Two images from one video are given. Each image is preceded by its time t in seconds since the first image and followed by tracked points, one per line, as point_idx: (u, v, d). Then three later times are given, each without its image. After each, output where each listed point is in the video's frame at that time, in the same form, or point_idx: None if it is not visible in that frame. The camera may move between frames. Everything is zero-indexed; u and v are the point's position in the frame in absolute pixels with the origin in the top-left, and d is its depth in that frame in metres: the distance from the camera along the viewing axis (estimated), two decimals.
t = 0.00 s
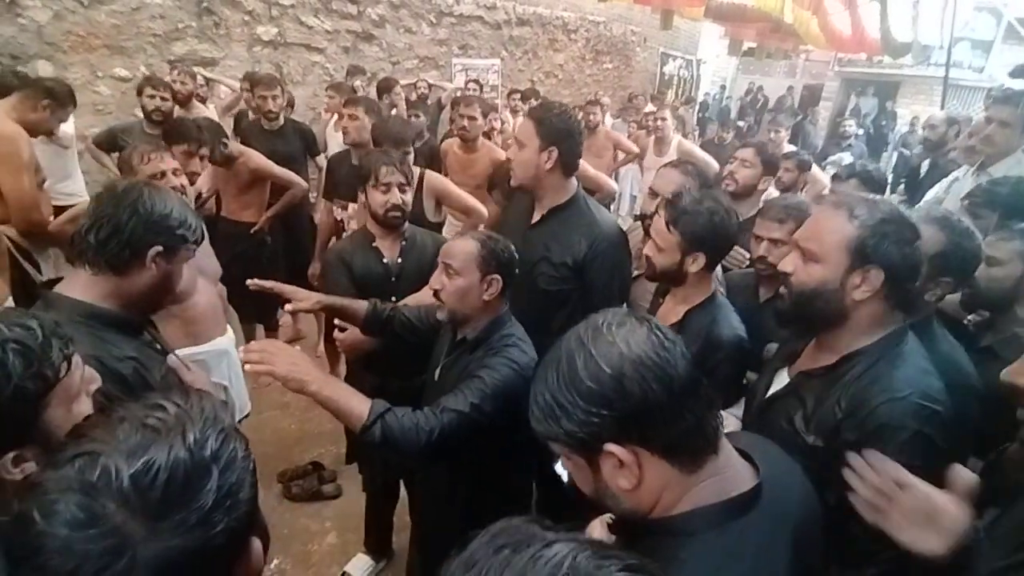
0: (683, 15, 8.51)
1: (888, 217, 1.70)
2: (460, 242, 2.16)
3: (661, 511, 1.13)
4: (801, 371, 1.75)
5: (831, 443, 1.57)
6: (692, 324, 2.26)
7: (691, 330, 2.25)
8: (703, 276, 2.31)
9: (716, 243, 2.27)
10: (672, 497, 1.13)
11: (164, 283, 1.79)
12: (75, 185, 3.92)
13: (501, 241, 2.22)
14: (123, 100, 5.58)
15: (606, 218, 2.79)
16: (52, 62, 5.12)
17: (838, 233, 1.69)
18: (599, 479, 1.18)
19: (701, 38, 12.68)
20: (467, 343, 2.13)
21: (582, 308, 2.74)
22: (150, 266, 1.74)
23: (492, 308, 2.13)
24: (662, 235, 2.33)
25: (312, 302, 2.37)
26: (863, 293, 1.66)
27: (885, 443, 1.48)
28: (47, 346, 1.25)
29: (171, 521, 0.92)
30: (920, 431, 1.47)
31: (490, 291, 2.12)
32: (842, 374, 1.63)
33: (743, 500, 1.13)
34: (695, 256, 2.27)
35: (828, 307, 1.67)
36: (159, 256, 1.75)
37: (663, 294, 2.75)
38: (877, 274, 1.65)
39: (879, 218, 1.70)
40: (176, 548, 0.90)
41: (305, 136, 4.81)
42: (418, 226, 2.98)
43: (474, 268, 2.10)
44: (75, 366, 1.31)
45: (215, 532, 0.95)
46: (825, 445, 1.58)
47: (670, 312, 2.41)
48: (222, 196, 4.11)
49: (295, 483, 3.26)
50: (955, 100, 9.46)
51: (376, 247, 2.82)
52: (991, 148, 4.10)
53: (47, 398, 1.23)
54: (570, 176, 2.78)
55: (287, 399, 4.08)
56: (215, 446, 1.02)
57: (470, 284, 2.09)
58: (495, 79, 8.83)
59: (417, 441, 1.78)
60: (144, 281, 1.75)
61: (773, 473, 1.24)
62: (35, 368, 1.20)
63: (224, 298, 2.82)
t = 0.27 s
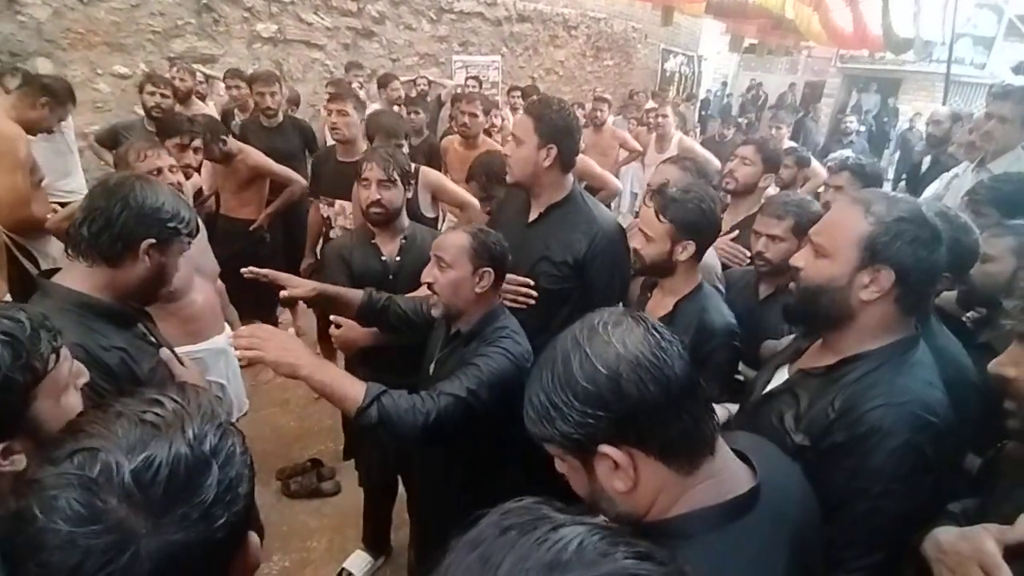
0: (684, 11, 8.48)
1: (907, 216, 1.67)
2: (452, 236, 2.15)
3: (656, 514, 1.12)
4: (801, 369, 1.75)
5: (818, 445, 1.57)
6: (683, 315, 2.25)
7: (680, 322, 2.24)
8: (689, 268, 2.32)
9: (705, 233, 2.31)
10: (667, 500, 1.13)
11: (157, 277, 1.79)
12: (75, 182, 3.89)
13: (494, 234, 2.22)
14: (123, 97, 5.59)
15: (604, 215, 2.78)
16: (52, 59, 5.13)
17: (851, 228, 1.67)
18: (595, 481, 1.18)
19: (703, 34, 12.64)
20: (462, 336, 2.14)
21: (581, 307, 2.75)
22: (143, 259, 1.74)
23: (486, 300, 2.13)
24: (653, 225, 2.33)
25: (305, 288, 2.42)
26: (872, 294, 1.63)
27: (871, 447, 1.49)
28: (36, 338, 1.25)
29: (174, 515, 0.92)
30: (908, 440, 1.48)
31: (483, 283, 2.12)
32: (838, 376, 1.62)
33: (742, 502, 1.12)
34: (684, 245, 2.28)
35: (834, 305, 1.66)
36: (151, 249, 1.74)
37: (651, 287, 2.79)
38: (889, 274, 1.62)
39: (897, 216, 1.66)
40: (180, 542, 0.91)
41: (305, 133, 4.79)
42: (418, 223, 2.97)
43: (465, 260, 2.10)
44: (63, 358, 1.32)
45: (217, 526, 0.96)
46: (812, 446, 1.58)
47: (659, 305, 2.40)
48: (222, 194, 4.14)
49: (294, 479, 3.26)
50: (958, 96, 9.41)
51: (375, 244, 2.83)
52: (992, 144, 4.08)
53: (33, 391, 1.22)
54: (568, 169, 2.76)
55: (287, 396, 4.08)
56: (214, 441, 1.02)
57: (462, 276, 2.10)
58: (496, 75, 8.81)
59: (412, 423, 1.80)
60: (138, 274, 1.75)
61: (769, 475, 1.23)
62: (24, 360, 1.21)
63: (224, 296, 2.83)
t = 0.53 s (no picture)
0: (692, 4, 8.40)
1: (911, 219, 1.83)
2: (451, 234, 2.18)
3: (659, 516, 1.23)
4: (800, 368, 1.92)
5: (809, 450, 1.73)
6: (676, 309, 2.28)
7: (673, 315, 2.28)
8: (682, 262, 2.35)
9: (703, 229, 2.33)
10: (671, 503, 1.23)
11: (164, 278, 1.95)
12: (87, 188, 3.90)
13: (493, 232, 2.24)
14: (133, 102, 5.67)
15: (607, 214, 2.78)
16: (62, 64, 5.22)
17: (856, 225, 1.83)
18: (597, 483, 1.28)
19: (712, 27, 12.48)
20: (463, 334, 2.22)
21: (586, 306, 2.77)
22: (149, 262, 1.90)
23: (485, 298, 2.20)
24: (650, 216, 2.33)
25: (319, 267, 2.59)
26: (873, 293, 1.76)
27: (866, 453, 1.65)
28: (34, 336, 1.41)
29: (193, 514, 1.01)
30: (899, 449, 1.63)
31: (482, 282, 2.18)
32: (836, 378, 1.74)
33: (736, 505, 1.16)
34: (681, 238, 2.30)
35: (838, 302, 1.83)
36: (157, 252, 1.91)
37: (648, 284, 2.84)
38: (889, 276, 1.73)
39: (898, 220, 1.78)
40: (199, 541, 1.00)
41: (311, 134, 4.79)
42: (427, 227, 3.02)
43: (464, 259, 2.15)
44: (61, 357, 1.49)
45: (233, 525, 1.05)
46: (805, 450, 1.74)
47: (655, 300, 2.42)
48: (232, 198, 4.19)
49: (305, 479, 3.24)
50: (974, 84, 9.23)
51: (383, 246, 2.84)
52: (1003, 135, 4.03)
53: (42, 385, 1.41)
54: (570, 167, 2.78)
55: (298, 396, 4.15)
56: (228, 444, 1.11)
57: (461, 275, 2.15)
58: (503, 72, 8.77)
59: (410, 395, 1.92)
60: (144, 275, 1.91)
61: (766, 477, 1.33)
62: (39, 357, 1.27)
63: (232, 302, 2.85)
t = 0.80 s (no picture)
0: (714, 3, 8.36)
1: (935, 215, 1.62)
2: (470, 236, 2.18)
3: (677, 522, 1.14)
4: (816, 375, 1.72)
5: (830, 458, 1.54)
6: (703, 310, 2.22)
7: (700, 316, 2.22)
8: (710, 261, 2.30)
9: (731, 227, 2.29)
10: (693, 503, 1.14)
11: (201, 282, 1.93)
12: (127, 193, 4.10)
13: (510, 232, 2.24)
14: (169, 112, 5.94)
15: (627, 211, 2.78)
16: (103, 78, 5.61)
17: (876, 225, 1.62)
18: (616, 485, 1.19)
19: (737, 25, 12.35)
20: (484, 333, 2.21)
21: (609, 306, 2.76)
22: (190, 268, 1.87)
23: (506, 298, 2.19)
24: (677, 213, 2.33)
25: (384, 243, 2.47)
26: (895, 296, 1.59)
27: (889, 461, 1.45)
28: (88, 332, 1.34)
29: (240, 502, 0.99)
30: (922, 454, 1.43)
31: (502, 283, 2.17)
32: (856, 381, 1.59)
33: (768, 511, 1.13)
34: (708, 236, 2.27)
35: (854, 305, 1.62)
36: (196, 260, 1.88)
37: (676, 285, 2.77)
38: (913, 277, 1.58)
39: (925, 216, 1.62)
40: (246, 528, 0.98)
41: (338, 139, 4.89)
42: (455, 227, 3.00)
43: (483, 261, 2.14)
44: (111, 354, 1.40)
45: (276, 513, 1.02)
46: (825, 459, 1.55)
47: (681, 302, 2.36)
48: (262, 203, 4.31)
49: (334, 477, 3.36)
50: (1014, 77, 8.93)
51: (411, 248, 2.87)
52: None
53: (89, 378, 1.31)
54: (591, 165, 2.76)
55: (326, 395, 4.21)
56: (271, 436, 1.08)
57: (478, 275, 2.15)
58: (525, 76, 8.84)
59: (430, 364, 1.91)
60: (186, 284, 1.88)
61: (798, 477, 1.26)
62: (81, 350, 1.30)
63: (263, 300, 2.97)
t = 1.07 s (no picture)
0: None
1: (942, 212, 1.62)
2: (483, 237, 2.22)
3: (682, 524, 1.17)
4: (832, 373, 1.71)
5: (860, 457, 1.51)
6: (724, 313, 2.21)
7: (720, 319, 2.20)
8: (733, 262, 2.29)
9: (755, 227, 2.27)
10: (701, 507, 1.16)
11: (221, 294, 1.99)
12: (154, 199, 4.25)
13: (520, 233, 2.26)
14: (194, 118, 6.12)
15: (640, 215, 2.80)
16: (131, 86, 5.78)
17: (886, 222, 1.62)
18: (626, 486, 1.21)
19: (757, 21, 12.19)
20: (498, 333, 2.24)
21: (626, 307, 2.77)
22: (211, 281, 1.92)
23: (519, 298, 2.22)
24: (702, 215, 2.32)
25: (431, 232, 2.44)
26: (909, 294, 1.59)
27: (923, 459, 1.43)
28: (119, 335, 1.40)
29: (274, 494, 1.06)
30: (954, 448, 1.43)
31: (513, 283, 2.20)
32: (874, 379, 1.58)
33: (773, 520, 1.15)
34: (731, 236, 2.26)
35: (869, 304, 1.61)
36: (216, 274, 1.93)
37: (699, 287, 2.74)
38: (926, 274, 1.58)
39: (935, 213, 1.62)
40: (279, 518, 1.04)
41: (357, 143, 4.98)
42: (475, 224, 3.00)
43: (493, 262, 2.18)
44: (140, 356, 1.45)
45: (307, 505, 1.08)
46: (855, 458, 1.51)
47: (703, 305, 2.35)
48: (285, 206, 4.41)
49: (355, 474, 3.43)
50: None
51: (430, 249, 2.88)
52: None
53: (117, 379, 1.36)
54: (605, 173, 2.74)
55: (348, 395, 4.29)
56: (301, 433, 1.14)
57: (490, 277, 2.19)
58: (543, 76, 8.85)
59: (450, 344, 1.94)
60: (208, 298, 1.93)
61: (808, 481, 1.28)
62: (110, 353, 1.35)
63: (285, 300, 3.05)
